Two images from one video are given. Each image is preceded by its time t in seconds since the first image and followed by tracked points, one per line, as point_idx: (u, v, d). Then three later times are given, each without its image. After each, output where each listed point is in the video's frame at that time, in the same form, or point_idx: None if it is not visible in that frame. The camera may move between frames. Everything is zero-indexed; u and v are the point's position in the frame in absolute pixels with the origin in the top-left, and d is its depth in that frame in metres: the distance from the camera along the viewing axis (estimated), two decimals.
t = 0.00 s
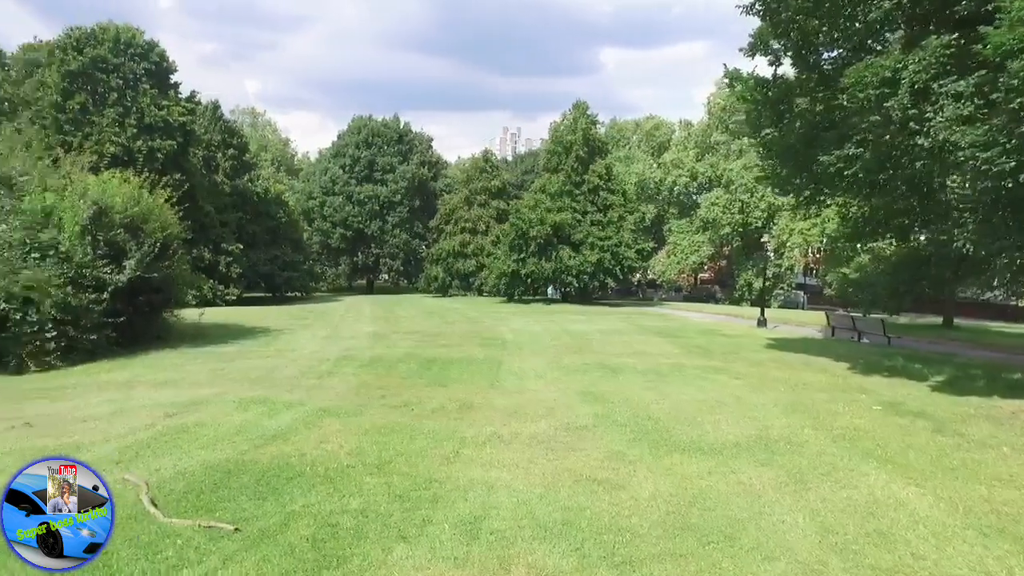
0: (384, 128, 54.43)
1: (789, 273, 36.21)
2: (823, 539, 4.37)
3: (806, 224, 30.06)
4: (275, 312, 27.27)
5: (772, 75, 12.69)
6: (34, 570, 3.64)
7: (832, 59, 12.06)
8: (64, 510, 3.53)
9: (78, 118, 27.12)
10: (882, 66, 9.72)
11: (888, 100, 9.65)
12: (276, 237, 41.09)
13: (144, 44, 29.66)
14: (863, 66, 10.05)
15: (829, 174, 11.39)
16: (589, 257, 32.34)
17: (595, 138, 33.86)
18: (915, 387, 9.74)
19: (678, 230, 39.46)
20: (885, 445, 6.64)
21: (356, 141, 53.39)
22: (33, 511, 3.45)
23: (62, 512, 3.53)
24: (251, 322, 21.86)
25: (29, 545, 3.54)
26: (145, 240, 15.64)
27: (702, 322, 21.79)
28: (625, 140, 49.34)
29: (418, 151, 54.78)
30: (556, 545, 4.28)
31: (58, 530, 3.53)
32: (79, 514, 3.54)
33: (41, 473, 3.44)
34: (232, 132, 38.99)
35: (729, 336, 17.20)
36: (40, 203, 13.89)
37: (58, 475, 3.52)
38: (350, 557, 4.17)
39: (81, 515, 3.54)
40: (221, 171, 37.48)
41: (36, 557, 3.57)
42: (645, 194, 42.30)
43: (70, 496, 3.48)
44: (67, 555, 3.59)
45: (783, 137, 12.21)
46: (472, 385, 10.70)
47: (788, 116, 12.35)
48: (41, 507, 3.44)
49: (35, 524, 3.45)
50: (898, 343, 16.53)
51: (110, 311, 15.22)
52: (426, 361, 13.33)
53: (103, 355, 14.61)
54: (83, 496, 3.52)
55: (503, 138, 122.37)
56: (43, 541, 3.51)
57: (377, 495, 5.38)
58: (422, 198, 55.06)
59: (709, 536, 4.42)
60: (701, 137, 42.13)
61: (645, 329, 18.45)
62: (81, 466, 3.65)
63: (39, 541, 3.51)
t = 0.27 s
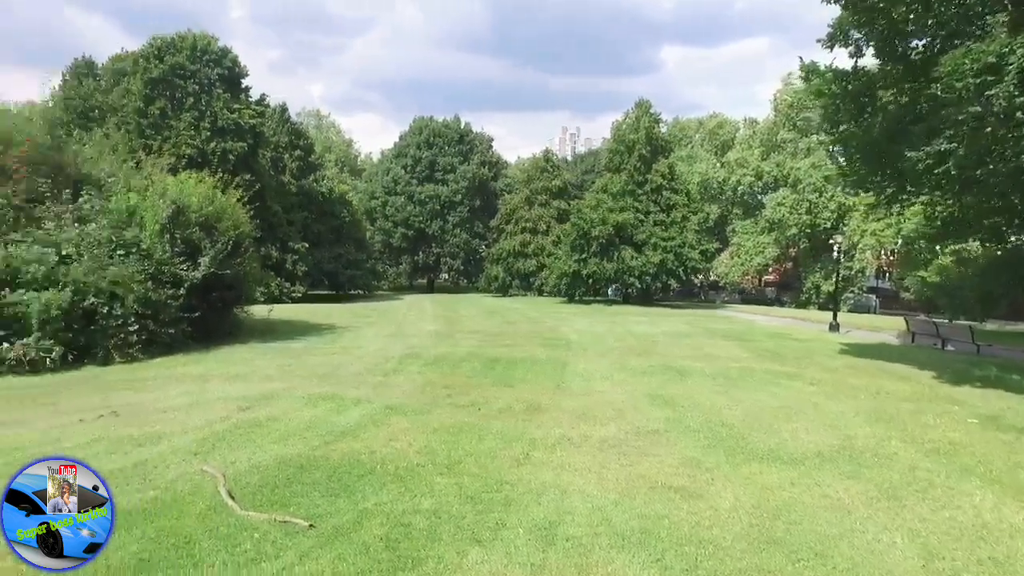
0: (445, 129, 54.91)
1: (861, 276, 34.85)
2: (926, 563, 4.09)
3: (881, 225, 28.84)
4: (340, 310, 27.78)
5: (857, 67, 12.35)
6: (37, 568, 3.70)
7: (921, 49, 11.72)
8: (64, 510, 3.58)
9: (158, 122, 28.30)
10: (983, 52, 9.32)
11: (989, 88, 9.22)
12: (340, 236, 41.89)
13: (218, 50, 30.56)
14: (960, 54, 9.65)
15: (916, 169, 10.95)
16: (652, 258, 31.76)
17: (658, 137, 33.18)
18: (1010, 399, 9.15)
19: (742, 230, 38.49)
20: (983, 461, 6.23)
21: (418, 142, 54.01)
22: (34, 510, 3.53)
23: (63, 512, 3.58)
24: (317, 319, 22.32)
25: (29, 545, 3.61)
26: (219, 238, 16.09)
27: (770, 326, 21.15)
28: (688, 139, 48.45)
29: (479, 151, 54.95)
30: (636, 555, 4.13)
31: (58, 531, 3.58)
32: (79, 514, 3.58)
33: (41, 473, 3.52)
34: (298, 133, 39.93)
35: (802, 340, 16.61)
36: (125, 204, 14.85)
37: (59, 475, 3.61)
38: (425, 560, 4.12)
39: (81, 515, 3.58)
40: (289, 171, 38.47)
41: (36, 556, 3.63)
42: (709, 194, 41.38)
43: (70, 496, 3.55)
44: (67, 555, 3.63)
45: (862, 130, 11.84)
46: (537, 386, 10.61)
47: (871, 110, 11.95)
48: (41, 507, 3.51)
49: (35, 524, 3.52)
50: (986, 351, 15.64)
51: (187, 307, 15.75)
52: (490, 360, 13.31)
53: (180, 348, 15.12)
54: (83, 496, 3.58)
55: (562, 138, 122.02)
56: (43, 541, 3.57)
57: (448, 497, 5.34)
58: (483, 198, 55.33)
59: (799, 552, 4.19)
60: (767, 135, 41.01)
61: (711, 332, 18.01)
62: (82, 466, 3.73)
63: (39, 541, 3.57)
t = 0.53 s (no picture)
0: (513, 129, 55.01)
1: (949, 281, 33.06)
2: None
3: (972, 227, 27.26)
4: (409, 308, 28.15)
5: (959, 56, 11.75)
6: (37, 568, 3.59)
7: None
8: (64, 510, 3.46)
9: (238, 125, 29.24)
10: None
11: None
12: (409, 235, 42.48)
13: (295, 55, 31.23)
14: None
15: None
16: (723, 260, 30.86)
17: (731, 136, 32.04)
18: None
19: (818, 232, 37.08)
20: None
21: (485, 142, 54.25)
22: (34, 511, 3.41)
23: (63, 512, 3.46)
24: (387, 317, 22.66)
25: (29, 545, 3.50)
26: (294, 237, 16.46)
27: (850, 332, 20.28)
28: (761, 137, 47.07)
29: (546, 151, 54.76)
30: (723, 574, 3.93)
31: (58, 531, 3.46)
32: (78, 514, 3.46)
33: (40, 472, 3.41)
34: (369, 134, 40.68)
35: (887, 348, 15.81)
36: (208, 204, 15.37)
37: (58, 475, 3.47)
38: (501, 569, 4.02)
39: (80, 515, 3.46)
40: (360, 172, 39.27)
41: (36, 557, 3.51)
42: (783, 194, 40.06)
43: (70, 496, 3.42)
44: (67, 555, 3.50)
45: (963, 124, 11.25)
46: (608, 390, 10.42)
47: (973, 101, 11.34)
48: (40, 507, 3.40)
49: (34, 524, 3.41)
50: None
51: (263, 303, 16.22)
52: (559, 362, 13.19)
53: (256, 344, 15.57)
54: (83, 496, 3.45)
55: (630, 138, 120.70)
56: (43, 541, 3.46)
57: (522, 502, 5.23)
58: (549, 198, 55.19)
59: None
60: (847, 133, 39.43)
61: (788, 338, 17.37)
62: (84, 465, 3.58)
63: (39, 542, 3.46)
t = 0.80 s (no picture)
0: (566, 129, 54.77)
1: None
2: None
3: None
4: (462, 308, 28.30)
5: None
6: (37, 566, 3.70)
7: None
8: (64, 510, 3.57)
9: (296, 127, 29.77)
10: None
11: None
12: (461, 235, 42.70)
13: (351, 57, 31.84)
14: None
15: None
16: (782, 261, 30.01)
17: (791, 135, 31.16)
18: None
19: (882, 233, 35.80)
20: None
21: (538, 142, 54.16)
22: (34, 511, 3.51)
23: (63, 511, 3.57)
24: (441, 316, 22.80)
25: (29, 545, 3.60)
26: (351, 236, 16.63)
27: (918, 338, 19.49)
28: (822, 135, 45.73)
29: (599, 150, 54.33)
30: None
31: (58, 531, 3.57)
32: (79, 514, 3.57)
33: (41, 473, 3.51)
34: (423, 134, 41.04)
35: (959, 356, 15.11)
36: (267, 204, 15.74)
37: (58, 475, 3.59)
38: None
39: (81, 515, 3.57)
40: (414, 172, 39.68)
41: (36, 557, 3.63)
42: (844, 194, 38.83)
43: (69, 496, 3.53)
44: (67, 555, 3.62)
45: None
46: (664, 394, 10.21)
47: None
48: (40, 507, 3.50)
49: (35, 524, 3.51)
50: None
51: (319, 301, 16.48)
52: (613, 365, 13.02)
53: (312, 341, 15.82)
54: (83, 497, 3.56)
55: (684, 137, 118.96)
56: (43, 542, 3.56)
57: (580, 509, 5.12)
58: (602, 198, 54.77)
59: None
60: (913, 130, 37.98)
61: (852, 343, 16.77)
62: (82, 466, 3.70)
63: (38, 542, 3.57)
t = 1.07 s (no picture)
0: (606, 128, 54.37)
1: None
2: None
3: None
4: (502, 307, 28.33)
5: None
6: (37, 566, 3.68)
7: None
8: (66, 510, 3.53)
9: (339, 127, 30.10)
10: None
11: None
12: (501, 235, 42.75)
13: (394, 58, 32.12)
14: None
15: None
16: (829, 263, 29.30)
17: (840, 132, 30.35)
18: None
19: (935, 234, 34.71)
20: None
21: (579, 142, 53.91)
22: (34, 510, 3.46)
23: (63, 511, 3.53)
24: (481, 316, 22.82)
25: (29, 545, 3.57)
26: (393, 236, 16.67)
27: (974, 343, 18.82)
28: (872, 133, 44.53)
29: (640, 150, 53.81)
30: None
31: (58, 531, 3.54)
32: (79, 514, 3.54)
33: (41, 473, 3.44)
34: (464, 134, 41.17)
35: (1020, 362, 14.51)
36: (311, 203, 15.81)
37: (59, 475, 3.52)
38: None
39: (81, 515, 3.54)
40: (455, 172, 39.86)
41: (36, 555, 3.59)
42: (895, 193, 37.77)
43: (70, 496, 3.48)
44: (67, 555, 3.60)
45: None
46: (711, 397, 10.03)
47: None
48: (41, 506, 3.46)
49: (35, 524, 3.47)
50: None
51: (362, 300, 16.60)
52: (656, 367, 12.84)
53: (354, 340, 15.93)
54: (83, 497, 3.52)
55: (727, 135, 117.17)
56: (43, 541, 3.53)
57: (630, 515, 5.01)
58: (643, 198, 54.26)
59: None
60: (969, 127, 36.71)
61: (905, 348, 16.26)
62: (84, 465, 3.64)
63: (39, 541, 3.53)
